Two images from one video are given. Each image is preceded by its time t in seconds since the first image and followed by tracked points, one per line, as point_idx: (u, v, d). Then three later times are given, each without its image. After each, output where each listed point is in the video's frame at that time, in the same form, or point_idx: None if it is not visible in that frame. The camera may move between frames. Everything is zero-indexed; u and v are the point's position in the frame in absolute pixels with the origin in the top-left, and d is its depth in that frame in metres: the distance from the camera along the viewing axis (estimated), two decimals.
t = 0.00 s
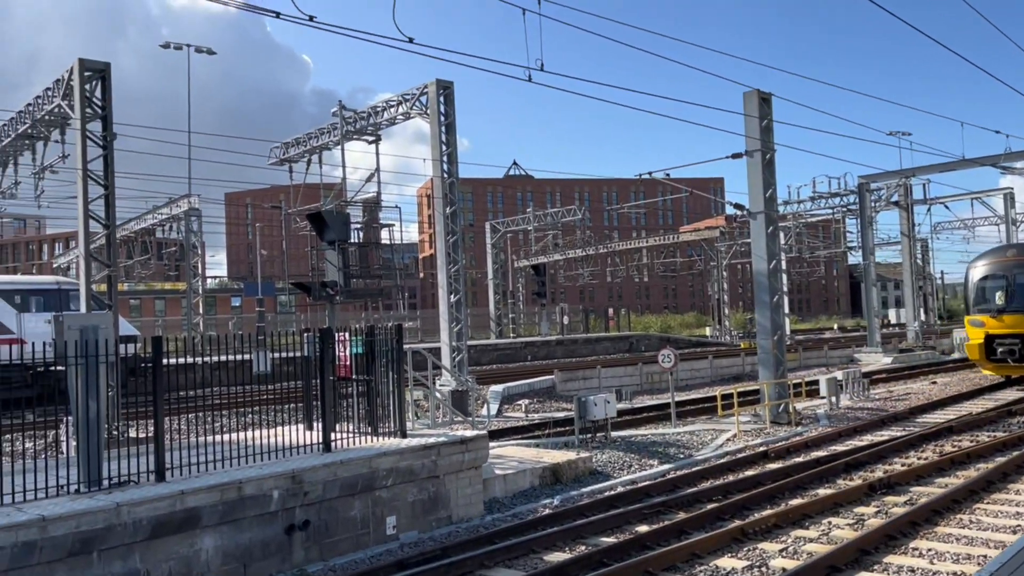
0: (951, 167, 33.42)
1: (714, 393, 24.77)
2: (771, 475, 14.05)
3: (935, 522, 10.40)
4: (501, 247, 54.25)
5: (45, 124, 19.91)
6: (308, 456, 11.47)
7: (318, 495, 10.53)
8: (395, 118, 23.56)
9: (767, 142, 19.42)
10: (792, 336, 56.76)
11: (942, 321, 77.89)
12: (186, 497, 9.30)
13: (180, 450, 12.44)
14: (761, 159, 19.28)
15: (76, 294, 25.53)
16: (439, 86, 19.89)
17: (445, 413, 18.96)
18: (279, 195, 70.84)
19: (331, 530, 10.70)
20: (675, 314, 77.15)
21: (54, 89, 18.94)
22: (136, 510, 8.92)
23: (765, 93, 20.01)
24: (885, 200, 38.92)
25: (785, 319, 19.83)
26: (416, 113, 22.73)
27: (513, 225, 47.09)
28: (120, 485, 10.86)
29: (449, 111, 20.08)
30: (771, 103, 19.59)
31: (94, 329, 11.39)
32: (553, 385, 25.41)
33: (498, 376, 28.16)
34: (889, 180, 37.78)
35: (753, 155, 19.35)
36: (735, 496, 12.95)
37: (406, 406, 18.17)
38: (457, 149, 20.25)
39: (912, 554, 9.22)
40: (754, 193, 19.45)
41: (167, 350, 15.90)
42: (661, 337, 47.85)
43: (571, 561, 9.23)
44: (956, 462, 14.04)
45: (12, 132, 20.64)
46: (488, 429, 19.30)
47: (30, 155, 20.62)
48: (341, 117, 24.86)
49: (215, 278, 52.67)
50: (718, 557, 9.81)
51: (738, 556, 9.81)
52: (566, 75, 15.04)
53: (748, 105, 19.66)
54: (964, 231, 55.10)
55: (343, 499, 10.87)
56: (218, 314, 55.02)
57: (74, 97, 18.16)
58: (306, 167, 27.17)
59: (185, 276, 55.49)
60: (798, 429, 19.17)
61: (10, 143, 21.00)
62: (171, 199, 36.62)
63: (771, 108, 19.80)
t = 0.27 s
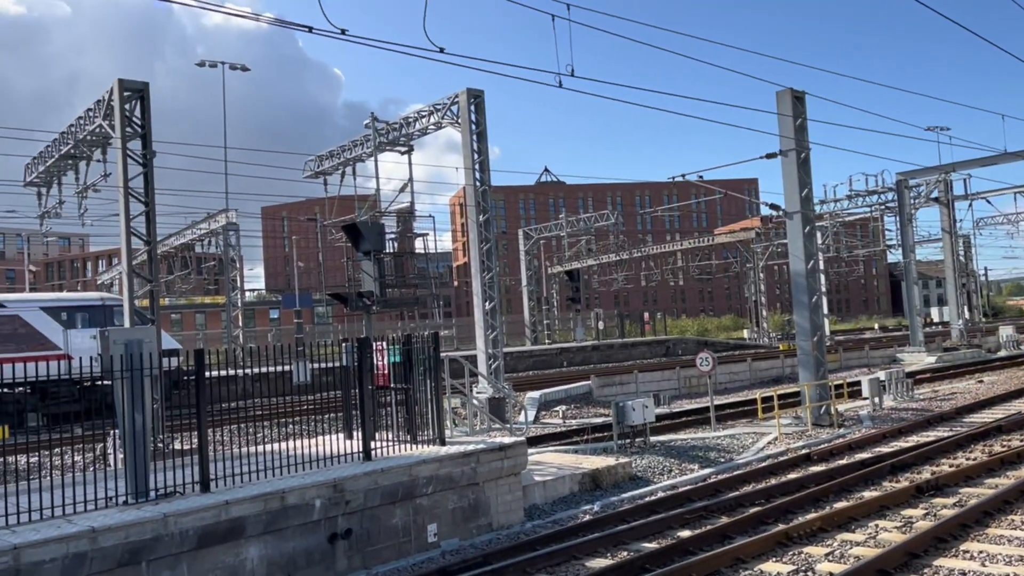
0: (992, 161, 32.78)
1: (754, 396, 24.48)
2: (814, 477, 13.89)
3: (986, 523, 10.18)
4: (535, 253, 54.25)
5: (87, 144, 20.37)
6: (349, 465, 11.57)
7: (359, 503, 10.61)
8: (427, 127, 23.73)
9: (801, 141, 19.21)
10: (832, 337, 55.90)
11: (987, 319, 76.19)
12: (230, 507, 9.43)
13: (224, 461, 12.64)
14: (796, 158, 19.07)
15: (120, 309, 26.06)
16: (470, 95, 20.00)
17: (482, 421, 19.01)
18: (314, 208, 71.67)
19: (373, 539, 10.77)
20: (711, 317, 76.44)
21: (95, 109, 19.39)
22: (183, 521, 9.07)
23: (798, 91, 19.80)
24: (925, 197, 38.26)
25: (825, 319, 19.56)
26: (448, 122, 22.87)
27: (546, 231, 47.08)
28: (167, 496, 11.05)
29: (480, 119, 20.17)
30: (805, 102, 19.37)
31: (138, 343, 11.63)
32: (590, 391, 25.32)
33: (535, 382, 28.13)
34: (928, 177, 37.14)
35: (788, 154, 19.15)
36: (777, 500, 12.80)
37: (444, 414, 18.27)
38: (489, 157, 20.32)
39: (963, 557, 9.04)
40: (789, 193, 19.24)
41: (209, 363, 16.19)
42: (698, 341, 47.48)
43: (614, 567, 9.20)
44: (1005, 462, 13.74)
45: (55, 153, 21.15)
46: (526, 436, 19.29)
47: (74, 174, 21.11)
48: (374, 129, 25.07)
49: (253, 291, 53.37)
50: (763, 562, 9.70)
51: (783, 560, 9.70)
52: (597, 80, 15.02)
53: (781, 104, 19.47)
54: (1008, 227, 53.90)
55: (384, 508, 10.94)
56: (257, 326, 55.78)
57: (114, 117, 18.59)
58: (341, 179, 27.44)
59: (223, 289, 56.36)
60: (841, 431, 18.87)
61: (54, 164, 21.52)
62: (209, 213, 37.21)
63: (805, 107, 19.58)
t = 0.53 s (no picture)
0: None
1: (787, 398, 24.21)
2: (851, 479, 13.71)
3: None
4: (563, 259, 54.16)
5: (119, 161, 20.72)
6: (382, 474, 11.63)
7: (393, 512, 10.65)
8: (452, 136, 23.84)
9: (829, 139, 19.00)
10: (866, 337, 55.13)
11: None
12: (266, 517, 9.51)
13: (258, 472, 12.78)
14: (824, 157, 18.87)
15: (154, 323, 26.45)
16: (494, 102, 20.06)
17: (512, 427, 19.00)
18: (342, 219, 72.27)
19: (408, 547, 10.80)
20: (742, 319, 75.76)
21: (126, 127, 19.73)
22: (219, 532, 9.16)
23: (825, 89, 19.60)
24: (958, 192, 37.64)
25: (858, 319, 19.30)
26: (472, 130, 22.96)
27: (572, 236, 47.01)
28: (203, 507, 11.19)
29: (504, 126, 20.21)
30: (832, 99, 19.17)
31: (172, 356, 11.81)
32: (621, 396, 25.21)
33: (565, 388, 28.06)
34: (960, 172, 36.54)
35: (816, 153, 18.95)
36: (814, 502, 12.65)
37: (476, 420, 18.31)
38: (514, 163, 20.35)
39: (1007, 558, 8.85)
40: (818, 192, 19.04)
41: (241, 375, 16.41)
42: (729, 343, 47.12)
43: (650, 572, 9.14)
44: None
45: (89, 171, 21.55)
46: (557, 442, 19.25)
47: (106, 191, 21.47)
48: (400, 139, 25.23)
49: (284, 302, 53.87)
50: (801, 565, 9.58)
51: (822, 564, 9.57)
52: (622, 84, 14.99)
53: (808, 102, 19.29)
54: None
55: (418, 516, 10.97)
56: (288, 337, 56.35)
57: (145, 134, 18.91)
58: (368, 189, 27.63)
59: (254, 301, 57.01)
60: (877, 432, 18.58)
61: (87, 182, 21.92)
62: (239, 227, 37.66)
63: (832, 104, 19.37)
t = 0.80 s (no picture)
0: None
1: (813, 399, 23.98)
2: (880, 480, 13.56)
3: None
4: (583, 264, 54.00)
5: (141, 177, 20.95)
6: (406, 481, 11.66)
7: (418, 519, 10.66)
8: (469, 143, 23.89)
9: (849, 136, 18.83)
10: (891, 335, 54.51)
11: None
12: (292, 527, 9.55)
13: (283, 481, 12.85)
14: (845, 154, 18.70)
15: (178, 336, 26.71)
16: (510, 108, 20.09)
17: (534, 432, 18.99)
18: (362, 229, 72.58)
19: (433, 554, 10.81)
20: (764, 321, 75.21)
21: (147, 142, 19.96)
22: (246, 541, 9.20)
23: (843, 86, 19.43)
24: (982, 187, 37.15)
25: (882, 317, 19.08)
26: (489, 137, 23.00)
27: (592, 240, 46.91)
28: (229, 517, 11.26)
29: (521, 132, 20.22)
30: (851, 97, 18.99)
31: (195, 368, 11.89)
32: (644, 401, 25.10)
33: (589, 393, 27.99)
34: (984, 167, 36.08)
35: (836, 151, 18.78)
36: (842, 504, 12.53)
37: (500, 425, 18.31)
38: (532, 169, 20.35)
39: None
40: (839, 190, 18.87)
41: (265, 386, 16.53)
42: (752, 345, 46.81)
43: None
44: None
45: (112, 187, 21.82)
46: (581, 447, 19.18)
47: (129, 207, 21.72)
48: (417, 147, 25.30)
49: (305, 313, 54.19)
50: (831, 567, 9.50)
51: (852, 565, 9.48)
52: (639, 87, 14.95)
53: (826, 100, 19.13)
54: None
55: (442, 523, 10.98)
56: (310, 348, 56.70)
57: (165, 149, 19.13)
58: (386, 199, 27.75)
59: (277, 312, 57.43)
60: (905, 431, 18.35)
61: (110, 198, 22.19)
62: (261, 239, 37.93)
63: (850, 101, 19.20)
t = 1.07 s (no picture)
0: None
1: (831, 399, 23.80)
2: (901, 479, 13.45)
3: None
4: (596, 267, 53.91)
5: (155, 189, 21.13)
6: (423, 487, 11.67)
7: (436, 525, 10.66)
8: (480, 149, 23.93)
9: (862, 133, 18.70)
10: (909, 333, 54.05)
11: None
12: (310, 534, 9.56)
13: (300, 489, 12.90)
14: (858, 152, 18.57)
15: (195, 346, 26.89)
16: (520, 113, 20.11)
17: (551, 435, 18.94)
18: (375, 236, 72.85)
19: (452, 560, 10.80)
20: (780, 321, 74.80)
21: (161, 154, 20.13)
22: (265, 549, 9.23)
23: (855, 83, 19.31)
24: (999, 182, 36.79)
25: (900, 315, 18.92)
26: (500, 142, 23.02)
27: (605, 243, 46.83)
28: (248, 525, 11.30)
29: (532, 136, 20.23)
30: (863, 93, 18.88)
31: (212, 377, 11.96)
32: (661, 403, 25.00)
33: (605, 396, 27.90)
34: (999, 161, 35.74)
35: (849, 148, 18.65)
36: (863, 503, 12.45)
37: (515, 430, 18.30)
38: (543, 173, 20.36)
39: None
40: (853, 187, 18.73)
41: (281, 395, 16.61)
42: (768, 345, 46.58)
43: None
44: None
45: (127, 200, 22.02)
46: (598, 450, 19.13)
47: (144, 219, 21.90)
48: (429, 154, 25.37)
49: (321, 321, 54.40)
50: (853, 567, 9.42)
51: (874, 564, 9.40)
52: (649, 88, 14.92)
53: (838, 97, 19.02)
54: None
55: (461, 528, 10.97)
56: (326, 356, 56.93)
57: (179, 161, 19.29)
58: (399, 206, 27.83)
59: (292, 321, 57.71)
60: (926, 429, 18.17)
61: (125, 210, 22.39)
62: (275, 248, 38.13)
63: (863, 98, 19.07)
